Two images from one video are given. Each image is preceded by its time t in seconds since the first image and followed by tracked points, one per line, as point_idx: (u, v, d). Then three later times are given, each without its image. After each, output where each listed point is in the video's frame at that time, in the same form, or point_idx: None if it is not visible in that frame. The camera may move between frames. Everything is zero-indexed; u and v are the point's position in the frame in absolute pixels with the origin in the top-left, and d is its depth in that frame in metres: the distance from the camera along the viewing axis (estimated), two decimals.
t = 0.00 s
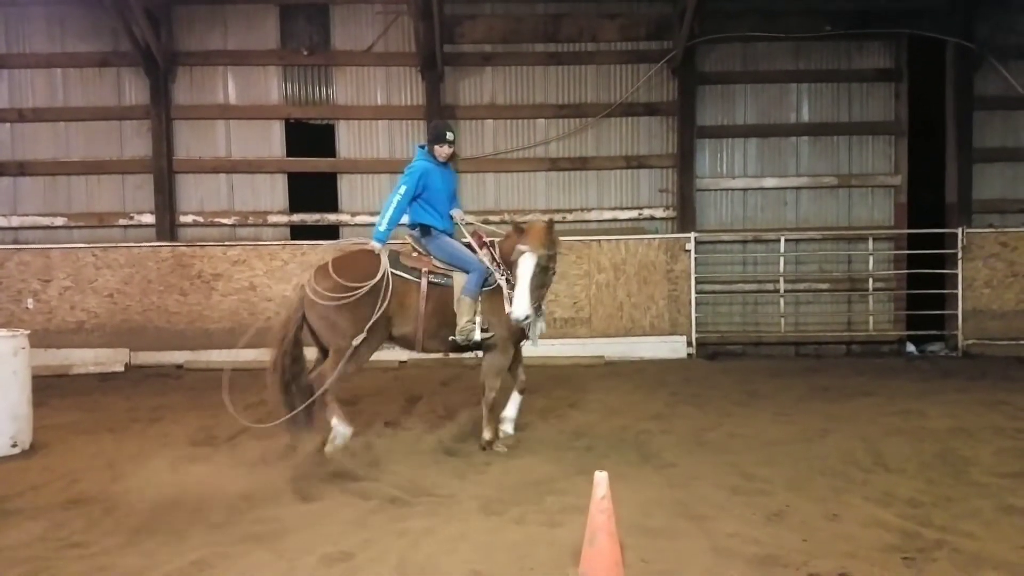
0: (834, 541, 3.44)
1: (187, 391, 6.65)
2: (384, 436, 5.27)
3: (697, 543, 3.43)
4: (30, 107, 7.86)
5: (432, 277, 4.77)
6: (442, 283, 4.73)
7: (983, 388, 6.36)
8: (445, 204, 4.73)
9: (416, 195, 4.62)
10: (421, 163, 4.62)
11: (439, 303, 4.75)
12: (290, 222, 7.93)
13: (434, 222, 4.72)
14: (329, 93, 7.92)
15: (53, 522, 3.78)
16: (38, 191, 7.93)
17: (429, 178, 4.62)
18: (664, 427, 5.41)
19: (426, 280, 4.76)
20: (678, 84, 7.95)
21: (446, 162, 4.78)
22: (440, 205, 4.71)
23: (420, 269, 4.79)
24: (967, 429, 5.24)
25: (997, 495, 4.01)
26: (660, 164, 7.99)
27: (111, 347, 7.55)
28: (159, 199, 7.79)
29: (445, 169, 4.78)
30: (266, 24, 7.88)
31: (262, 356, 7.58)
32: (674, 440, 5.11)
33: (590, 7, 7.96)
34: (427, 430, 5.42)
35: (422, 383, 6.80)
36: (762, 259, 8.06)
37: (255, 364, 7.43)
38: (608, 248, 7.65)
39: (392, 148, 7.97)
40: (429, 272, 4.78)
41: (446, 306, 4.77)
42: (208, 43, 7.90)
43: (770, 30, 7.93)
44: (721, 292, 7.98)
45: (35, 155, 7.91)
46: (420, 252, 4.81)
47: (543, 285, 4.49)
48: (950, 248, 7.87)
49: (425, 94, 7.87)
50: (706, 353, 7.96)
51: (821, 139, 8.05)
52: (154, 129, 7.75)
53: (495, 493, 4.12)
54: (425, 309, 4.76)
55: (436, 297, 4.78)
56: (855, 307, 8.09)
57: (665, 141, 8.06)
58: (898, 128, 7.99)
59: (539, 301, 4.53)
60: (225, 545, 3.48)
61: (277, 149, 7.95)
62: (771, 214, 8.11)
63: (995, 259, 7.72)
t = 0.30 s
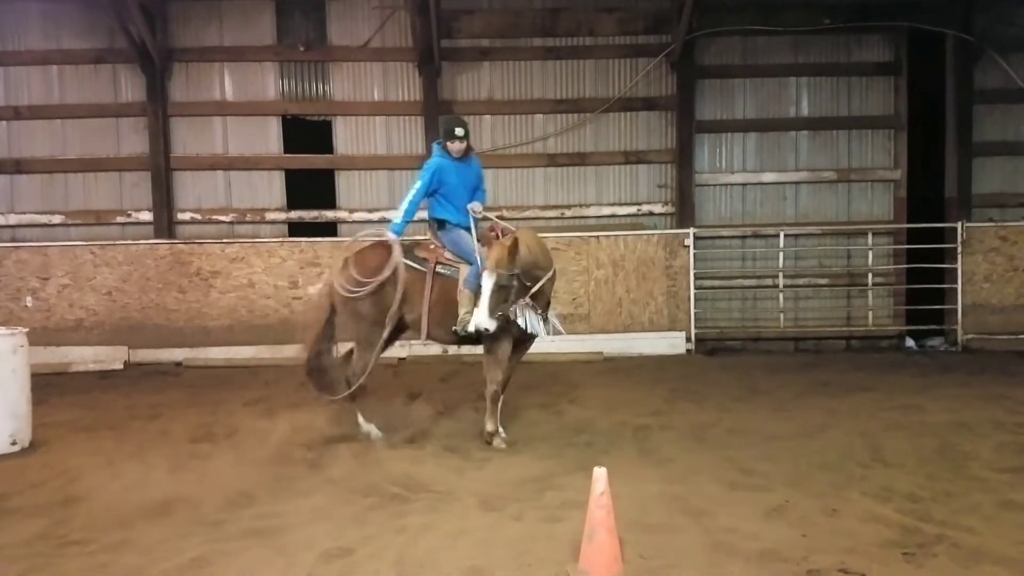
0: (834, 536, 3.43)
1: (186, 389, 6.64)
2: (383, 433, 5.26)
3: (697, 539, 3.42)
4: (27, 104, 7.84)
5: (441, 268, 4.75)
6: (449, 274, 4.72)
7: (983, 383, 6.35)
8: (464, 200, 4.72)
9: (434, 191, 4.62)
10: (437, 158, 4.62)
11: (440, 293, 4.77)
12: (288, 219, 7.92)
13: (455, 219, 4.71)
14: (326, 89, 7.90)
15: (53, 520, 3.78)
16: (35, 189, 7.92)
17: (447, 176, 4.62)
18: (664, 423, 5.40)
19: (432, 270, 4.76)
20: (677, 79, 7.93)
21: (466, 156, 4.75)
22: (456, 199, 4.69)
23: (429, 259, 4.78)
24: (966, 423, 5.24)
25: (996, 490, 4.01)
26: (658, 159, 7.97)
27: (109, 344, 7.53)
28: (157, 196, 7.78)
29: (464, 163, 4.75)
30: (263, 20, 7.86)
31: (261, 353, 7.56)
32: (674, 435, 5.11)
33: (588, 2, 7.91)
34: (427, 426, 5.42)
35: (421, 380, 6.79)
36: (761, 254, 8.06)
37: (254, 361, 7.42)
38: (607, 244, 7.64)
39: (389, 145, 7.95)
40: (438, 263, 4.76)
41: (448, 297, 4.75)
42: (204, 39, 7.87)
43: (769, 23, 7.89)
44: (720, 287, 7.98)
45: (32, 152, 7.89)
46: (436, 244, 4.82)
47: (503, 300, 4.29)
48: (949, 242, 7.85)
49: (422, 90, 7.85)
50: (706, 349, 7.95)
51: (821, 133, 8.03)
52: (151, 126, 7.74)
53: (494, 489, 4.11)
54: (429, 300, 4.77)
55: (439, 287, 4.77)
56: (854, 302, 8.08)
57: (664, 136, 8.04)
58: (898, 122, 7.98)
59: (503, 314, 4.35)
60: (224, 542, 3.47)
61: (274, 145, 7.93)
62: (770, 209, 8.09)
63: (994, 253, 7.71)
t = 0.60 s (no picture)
0: (834, 529, 3.43)
1: (186, 384, 6.64)
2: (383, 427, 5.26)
3: (697, 532, 3.42)
4: (25, 99, 7.82)
5: (451, 258, 4.82)
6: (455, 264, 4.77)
7: (983, 376, 6.34)
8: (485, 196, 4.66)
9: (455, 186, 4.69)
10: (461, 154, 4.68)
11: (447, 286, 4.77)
12: (288, 214, 7.91)
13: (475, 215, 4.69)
14: (325, 84, 7.87)
15: (53, 515, 3.78)
16: (34, 184, 7.90)
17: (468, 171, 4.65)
18: (665, 417, 5.39)
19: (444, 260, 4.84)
20: (678, 72, 7.91)
21: (493, 152, 4.68)
22: (476, 195, 4.68)
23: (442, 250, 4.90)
24: (966, 417, 5.23)
25: (996, 482, 4.01)
26: (659, 153, 7.95)
27: (110, 340, 7.53)
28: (156, 191, 7.77)
29: (492, 159, 4.68)
30: (262, 13, 7.82)
31: (261, 348, 7.52)
32: (675, 429, 5.10)
33: None
34: (428, 420, 5.41)
35: (422, 374, 6.79)
36: (763, 248, 8.05)
37: (255, 356, 7.41)
38: (608, 238, 7.62)
39: (389, 139, 7.93)
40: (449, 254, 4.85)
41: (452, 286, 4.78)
42: (203, 34, 7.84)
43: (772, 16, 7.84)
44: (721, 281, 7.96)
45: (31, 147, 7.87)
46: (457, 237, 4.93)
47: (478, 284, 4.44)
48: (950, 235, 7.84)
49: (422, 84, 7.82)
50: (706, 343, 7.94)
51: (822, 127, 8.01)
52: (150, 121, 7.72)
53: (495, 483, 4.11)
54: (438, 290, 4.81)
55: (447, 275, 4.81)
56: (855, 296, 8.09)
57: (664, 130, 8.02)
58: (899, 115, 7.95)
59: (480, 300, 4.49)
60: (225, 536, 3.47)
61: (273, 140, 7.91)
62: (771, 203, 8.08)
63: (995, 246, 7.70)
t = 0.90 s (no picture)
0: (821, 521, 3.45)
1: (173, 371, 6.59)
2: (373, 416, 5.25)
3: (686, 522, 3.43)
4: (11, 80, 7.70)
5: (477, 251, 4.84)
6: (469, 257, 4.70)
7: (969, 371, 6.40)
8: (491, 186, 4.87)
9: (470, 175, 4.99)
10: (472, 145, 4.89)
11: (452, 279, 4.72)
12: (278, 200, 7.87)
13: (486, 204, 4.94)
14: (317, 69, 7.80)
15: (39, 502, 3.75)
16: (20, 166, 7.80)
17: (475, 162, 4.88)
18: (655, 408, 5.41)
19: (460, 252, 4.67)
20: (672, 64, 7.89)
21: (500, 142, 4.79)
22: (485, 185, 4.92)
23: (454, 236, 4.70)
24: (953, 410, 5.28)
25: (981, 476, 4.05)
26: (652, 145, 7.95)
27: (96, 325, 7.46)
28: (144, 175, 7.69)
29: (499, 149, 4.81)
30: None
31: (250, 335, 7.49)
32: (664, 420, 5.12)
33: None
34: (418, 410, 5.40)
35: (412, 363, 6.78)
36: (753, 241, 8.07)
37: (244, 344, 7.38)
38: (600, 229, 7.63)
39: (381, 126, 7.88)
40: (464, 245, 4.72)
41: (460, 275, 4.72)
42: (193, 16, 7.74)
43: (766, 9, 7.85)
44: (712, 274, 7.99)
45: (17, 129, 7.76)
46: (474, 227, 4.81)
47: (423, 256, 4.21)
48: (939, 231, 7.88)
49: (416, 71, 7.77)
50: (696, 335, 7.96)
51: (814, 121, 8.02)
52: (139, 104, 7.63)
53: (485, 473, 4.11)
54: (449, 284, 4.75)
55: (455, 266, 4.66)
56: (844, 290, 8.11)
57: (657, 122, 8.02)
58: (891, 110, 7.98)
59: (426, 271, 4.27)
60: (213, 525, 3.45)
61: (264, 125, 7.84)
62: (762, 196, 8.10)
63: (983, 242, 7.76)
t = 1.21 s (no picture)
0: (809, 517, 3.47)
1: (161, 362, 6.55)
2: (364, 410, 5.23)
3: (675, 518, 3.45)
4: None
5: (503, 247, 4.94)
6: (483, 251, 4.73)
7: (955, 369, 6.46)
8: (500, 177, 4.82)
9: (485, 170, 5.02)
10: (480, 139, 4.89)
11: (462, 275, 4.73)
12: (269, 191, 7.81)
13: (498, 195, 4.90)
14: (310, 60, 7.75)
15: (24, 494, 3.72)
16: (8, 155, 7.71)
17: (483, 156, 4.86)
18: (645, 404, 5.42)
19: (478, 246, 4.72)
20: (665, 60, 7.89)
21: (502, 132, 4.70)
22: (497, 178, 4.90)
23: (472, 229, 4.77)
24: (940, 408, 5.32)
25: (968, 473, 4.09)
26: (645, 141, 7.96)
27: (83, 316, 7.40)
28: (134, 165, 7.62)
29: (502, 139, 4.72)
30: None
31: (239, 327, 7.42)
32: (654, 416, 5.14)
33: None
34: (409, 404, 5.39)
35: (403, 357, 6.76)
36: (744, 238, 8.10)
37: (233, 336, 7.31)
38: (592, 225, 7.64)
39: (374, 118, 7.84)
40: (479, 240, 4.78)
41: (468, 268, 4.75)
42: (185, 5, 7.66)
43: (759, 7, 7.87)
44: (703, 271, 8.01)
45: (5, 117, 7.67)
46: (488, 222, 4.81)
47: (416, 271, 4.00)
48: (928, 230, 7.93)
49: (409, 63, 7.73)
50: (687, 331, 7.99)
51: (805, 119, 8.05)
52: (129, 93, 7.55)
53: (475, 467, 4.11)
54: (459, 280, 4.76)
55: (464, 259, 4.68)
56: (833, 288, 8.16)
57: (650, 118, 8.02)
58: (881, 110, 8.01)
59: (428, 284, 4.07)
60: (200, 518, 3.44)
61: (256, 116, 7.78)
62: (754, 194, 8.12)
63: (970, 242, 7.82)
